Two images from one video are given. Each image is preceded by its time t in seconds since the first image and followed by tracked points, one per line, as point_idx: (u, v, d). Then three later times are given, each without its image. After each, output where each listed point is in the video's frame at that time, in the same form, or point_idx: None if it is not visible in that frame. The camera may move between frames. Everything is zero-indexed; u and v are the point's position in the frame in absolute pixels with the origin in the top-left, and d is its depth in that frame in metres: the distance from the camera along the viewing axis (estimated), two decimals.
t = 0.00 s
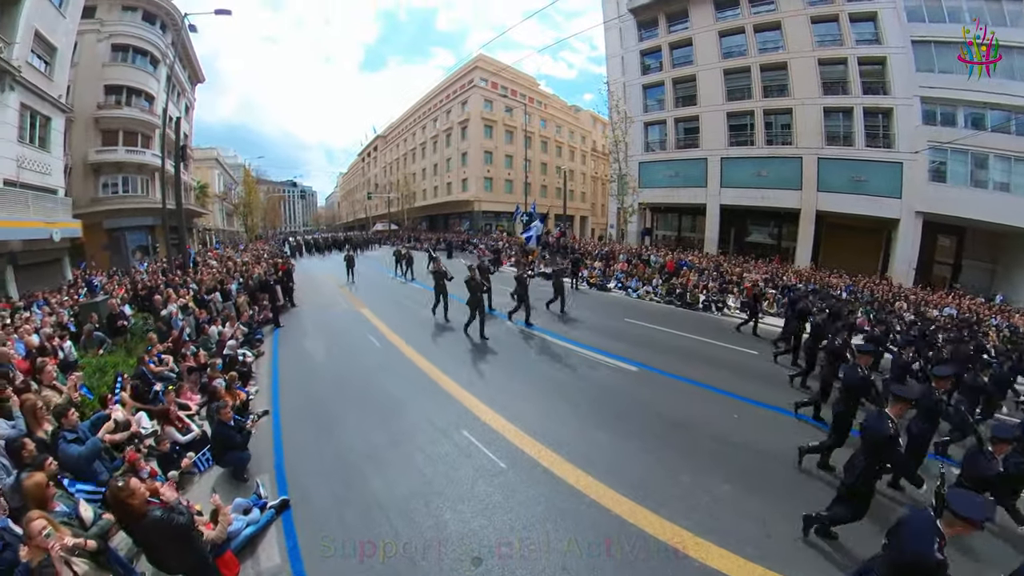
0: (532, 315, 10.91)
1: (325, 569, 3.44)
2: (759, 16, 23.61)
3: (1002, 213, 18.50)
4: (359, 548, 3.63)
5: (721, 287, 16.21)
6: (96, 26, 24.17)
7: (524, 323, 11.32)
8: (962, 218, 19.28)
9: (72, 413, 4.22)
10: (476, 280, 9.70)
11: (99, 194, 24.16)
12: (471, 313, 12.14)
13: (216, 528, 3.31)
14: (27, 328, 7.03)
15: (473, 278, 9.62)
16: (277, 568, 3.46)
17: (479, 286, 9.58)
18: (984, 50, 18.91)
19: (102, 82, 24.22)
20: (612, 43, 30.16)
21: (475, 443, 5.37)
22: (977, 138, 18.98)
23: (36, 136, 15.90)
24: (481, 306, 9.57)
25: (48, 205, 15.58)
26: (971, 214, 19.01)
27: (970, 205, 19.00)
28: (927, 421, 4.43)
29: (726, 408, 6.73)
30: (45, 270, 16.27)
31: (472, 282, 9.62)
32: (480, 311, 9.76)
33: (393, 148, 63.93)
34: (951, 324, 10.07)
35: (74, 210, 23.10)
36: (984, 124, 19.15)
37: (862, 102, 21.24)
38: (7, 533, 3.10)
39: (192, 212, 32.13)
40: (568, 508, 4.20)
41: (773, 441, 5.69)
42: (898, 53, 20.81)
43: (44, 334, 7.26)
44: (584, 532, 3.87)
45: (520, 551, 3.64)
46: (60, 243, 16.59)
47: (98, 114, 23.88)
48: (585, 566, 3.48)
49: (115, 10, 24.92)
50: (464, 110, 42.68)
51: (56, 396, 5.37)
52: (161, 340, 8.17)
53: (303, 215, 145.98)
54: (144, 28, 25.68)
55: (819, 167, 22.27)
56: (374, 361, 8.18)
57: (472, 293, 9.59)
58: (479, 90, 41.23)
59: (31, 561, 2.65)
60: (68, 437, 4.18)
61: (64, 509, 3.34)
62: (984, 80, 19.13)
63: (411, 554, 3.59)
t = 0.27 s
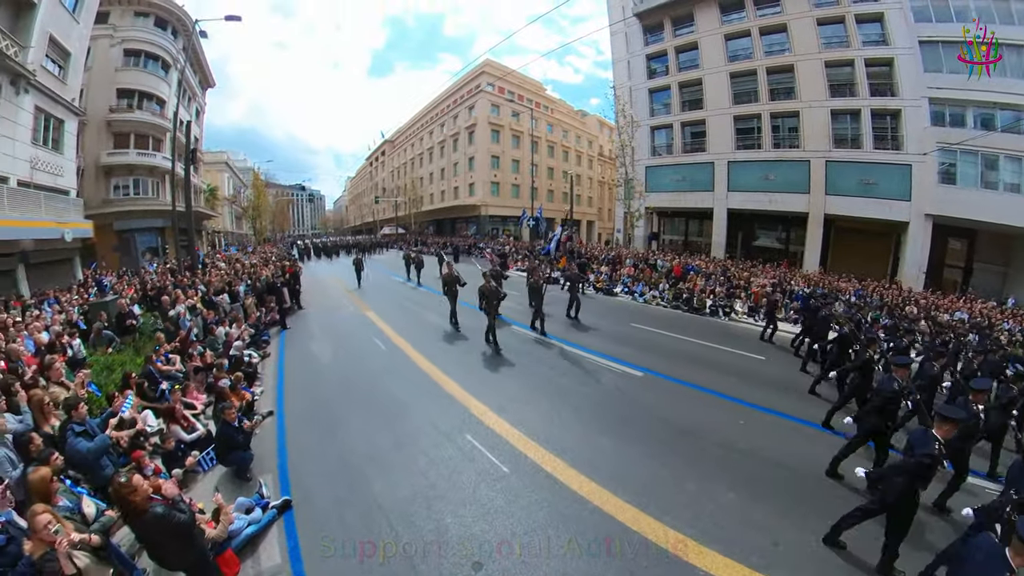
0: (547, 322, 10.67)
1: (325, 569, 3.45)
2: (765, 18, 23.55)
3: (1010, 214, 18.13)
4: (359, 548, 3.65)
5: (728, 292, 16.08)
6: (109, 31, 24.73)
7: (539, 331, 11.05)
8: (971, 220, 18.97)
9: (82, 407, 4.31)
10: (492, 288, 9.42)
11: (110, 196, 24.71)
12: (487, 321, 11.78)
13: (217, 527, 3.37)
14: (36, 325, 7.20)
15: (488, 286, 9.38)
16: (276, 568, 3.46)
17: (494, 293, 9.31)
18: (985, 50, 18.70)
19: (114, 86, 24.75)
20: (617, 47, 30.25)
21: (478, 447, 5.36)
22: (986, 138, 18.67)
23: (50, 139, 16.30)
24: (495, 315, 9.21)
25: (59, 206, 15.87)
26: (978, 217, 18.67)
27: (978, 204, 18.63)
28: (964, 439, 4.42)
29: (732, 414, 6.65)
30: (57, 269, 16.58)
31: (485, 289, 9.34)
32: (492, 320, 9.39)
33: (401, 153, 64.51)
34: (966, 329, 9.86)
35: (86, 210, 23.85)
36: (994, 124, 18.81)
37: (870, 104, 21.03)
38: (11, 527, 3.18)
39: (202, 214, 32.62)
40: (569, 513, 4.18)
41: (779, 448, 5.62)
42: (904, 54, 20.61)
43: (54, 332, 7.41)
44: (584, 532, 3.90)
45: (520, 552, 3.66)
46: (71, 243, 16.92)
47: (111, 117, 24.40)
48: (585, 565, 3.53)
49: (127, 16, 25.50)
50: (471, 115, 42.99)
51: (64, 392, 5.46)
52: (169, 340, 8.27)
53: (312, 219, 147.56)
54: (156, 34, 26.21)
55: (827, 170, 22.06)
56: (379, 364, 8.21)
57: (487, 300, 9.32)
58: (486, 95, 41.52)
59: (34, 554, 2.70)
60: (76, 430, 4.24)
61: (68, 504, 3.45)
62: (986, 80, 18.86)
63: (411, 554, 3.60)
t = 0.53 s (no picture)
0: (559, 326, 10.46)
1: (325, 568, 3.46)
2: (768, 20, 23.53)
3: (1013, 214, 18.01)
4: (359, 548, 3.65)
5: (731, 295, 16.02)
6: (116, 34, 25.02)
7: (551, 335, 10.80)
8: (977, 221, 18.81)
9: (92, 402, 4.32)
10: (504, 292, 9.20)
11: (117, 197, 24.95)
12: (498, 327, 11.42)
13: (219, 525, 3.43)
14: (44, 325, 7.32)
15: (500, 290, 9.18)
16: (277, 567, 3.47)
17: (506, 299, 9.11)
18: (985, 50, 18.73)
19: (120, 88, 25.05)
20: (620, 49, 30.30)
21: (479, 449, 5.36)
22: (990, 139, 18.64)
23: (57, 140, 16.49)
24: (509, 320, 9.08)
25: (65, 206, 16.02)
26: (983, 218, 18.54)
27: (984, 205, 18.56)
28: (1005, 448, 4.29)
29: (735, 417, 6.61)
30: (63, 269, 16.73)
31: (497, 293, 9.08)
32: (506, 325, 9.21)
33: (404, 155, 64.79)
34: (975, 332, 9.74)
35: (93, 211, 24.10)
36: (999, 125, 18.81)
37: (874, 105, 20.89)
38: (17, 524, 3.20)
39: (207, 216, 32.88)
40: (570, 515, 4.17)
41: (781, 452, 5.59)
42: (908, 54, 20.51)
43: (60, 331, 7.50)
44: (584, 532, 3.91)
45: (521, 552, 3.67)
46: (77, 243, 17.09)
47: (117, 119, 24.65)
48: (586, 565, 3.54)
49: (133, 19, 25.79)
50: (474, 118, 43.13)
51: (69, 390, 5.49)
52: (174, 340, 8.32)
53: (317, 221, 148.48)
54: (161, 36, 26.47)
55: (832, 172, 21.95)
56: (381, 365, 8.21)
57: (499, 305, 9.12)
58: (489, 98, 41.67)
59: (43, 551, 2.67)
60: (84, 424, 4.25)
61: (72, 502, 3.50)
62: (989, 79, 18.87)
63: (411, 553, 3.61)
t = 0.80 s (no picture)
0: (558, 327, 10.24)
1: (325, 568, 3.44)
2: (755, 22, 23.92)
3: (993, 213, 18.76)
4: (359, 548, 3.64)
5: (719, 293, 16.26)
6: (98, 29, 24.23)
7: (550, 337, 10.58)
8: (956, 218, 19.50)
9: (80, 408, 4.22)
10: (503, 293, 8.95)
11: (99, 197, 24.14)
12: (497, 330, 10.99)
13: (209, 532, 3.32)
14: (26, 330, 7.11)
15: (500, 292, 8.92)
16: (268, 572, 3.41)
17: (506, 301, 8.91)
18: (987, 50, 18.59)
19: (103, 85, 24.26)
20: (609, 49, 30.50)
21: (471, 449, 5.34)
22: (970, 140, 19.08)
23: (37, 138, 15.94)
24: (508, 324, 8.78)
25: (48, 207, 15.54)
26: (963, 216, 19.25)
27: (961, 203, 19.26)
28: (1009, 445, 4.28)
29: (722, 413, 6.72)
30: (45, 272, 16.23)
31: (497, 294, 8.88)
32: (506, 328, 9.02)
33: (392, 154, 64.24)
34: (953, 328, 10.02)
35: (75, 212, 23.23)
36: (980, 125, 19.16)
37: (858, 106, 21.40)
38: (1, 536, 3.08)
39: (192, 216, 32.17)
40: (562, 513, 4.19)
41: (766, 446, 5.71)
42: (892, 57, 20.80)
43: (43, 336, 7.28)
44: (583, 532, 3.90)
45: (520, 551, 3.67)
46: (59, 245, 16.55)
47: (99, 117, 23.92)
48: (584, 564, 3.53)
49: (116, 14, 25.03)
50: (463, 116, 42.96)
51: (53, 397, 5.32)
52: (159, 343, 8.14)
53: (304, 221, 146.28)
54: (144, 32, 25.75)
55: (816, 172, 22.45)
56: (370, 366, 8.12)
57: (497, 308, 8.84)
58: (478, 97, 41.55)
59: (31, 564, 2.56)
60: (71, 430, 4.13)
61: (59, 511, 3.43)
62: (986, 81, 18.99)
63: (411, 552, 3.61)
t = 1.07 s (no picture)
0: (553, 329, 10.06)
1: (326, 568, 3.44)
2: (737, 24, 24.44)
3: (967, 211, 19.86)
4: (359, 548, 3.63)
5: (702, 289, 16.55)
6: (74, 23, 23.24)
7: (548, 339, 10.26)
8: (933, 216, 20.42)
9: (60, 418, 4.08)
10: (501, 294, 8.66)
11: (74, 198, 22.94)
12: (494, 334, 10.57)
13: (198, 543, 3.26)
14: None
15: (499, 292, 8.64)
16: None
17: (506, 301, 8.61)
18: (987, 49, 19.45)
19: (79, 81, 23.24)
20: (594, 49, 30.77)
21: (460, 449, 5.32)
22: (947, 141, 20.07)
23: (10, 137, 15.14)
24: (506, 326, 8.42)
25: (21, 208, 14.85)
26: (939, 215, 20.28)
27: (936, 202, 20.20)
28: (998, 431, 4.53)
29: (707, 406, 6.87)
30: (22, 276, 15.52)
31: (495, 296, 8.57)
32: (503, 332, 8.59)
33: (375, 153, 63.37)
34: (930, 321, 10.38)
35: (49, 214, 21.97)
36: (954, 127, 20.24)
37: (837, 107, 22.07)
38: None
39: (170, 217, 31.12)
40: (554, 510, 4.21)
41: (750, 437, 5.86)
42: (871, 60, 21.72)
43: (18, 344, 6.96)
44: (584, 531, 3.90)
45: (521, 550, 3.67)
46: (33, 249, 15.76)
47: (75, 114, 22.89)
48: (585, 565, 3.51)
49: (93, 7, 24.10)
50: (448, 115, 42.66)
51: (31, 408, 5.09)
52: (138, 349, 7.90)
53: (286, 221, 143.15)
54: (121, 26, 24.83)
55: (796, 171, 23.05)
56: (356, 368, 8.01)
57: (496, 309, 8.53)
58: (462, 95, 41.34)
59: None
60: (51, 441, 3.99)
61: (41, 526, 3.26)
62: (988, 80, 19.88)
63: (411, 552, 3.61)
